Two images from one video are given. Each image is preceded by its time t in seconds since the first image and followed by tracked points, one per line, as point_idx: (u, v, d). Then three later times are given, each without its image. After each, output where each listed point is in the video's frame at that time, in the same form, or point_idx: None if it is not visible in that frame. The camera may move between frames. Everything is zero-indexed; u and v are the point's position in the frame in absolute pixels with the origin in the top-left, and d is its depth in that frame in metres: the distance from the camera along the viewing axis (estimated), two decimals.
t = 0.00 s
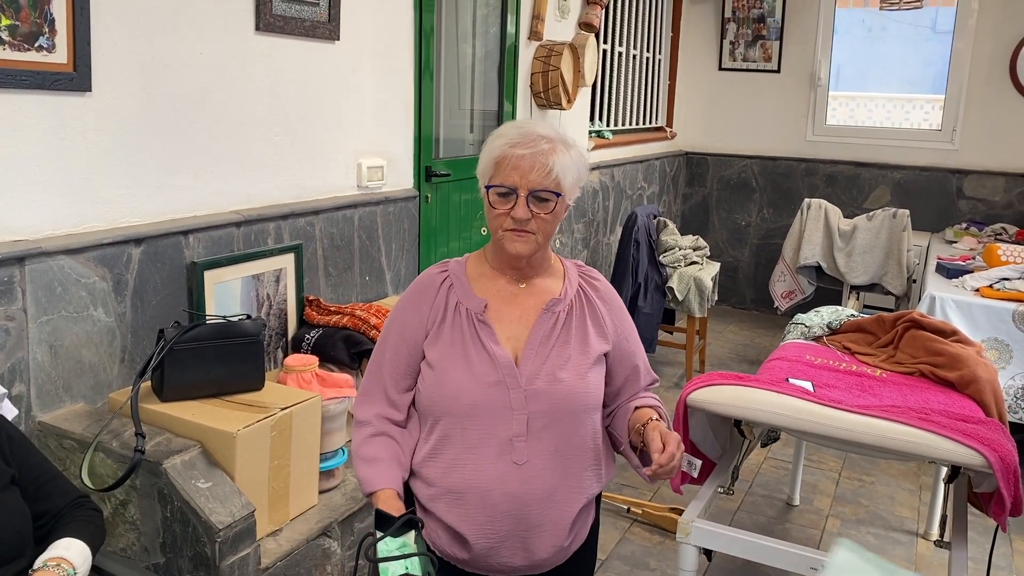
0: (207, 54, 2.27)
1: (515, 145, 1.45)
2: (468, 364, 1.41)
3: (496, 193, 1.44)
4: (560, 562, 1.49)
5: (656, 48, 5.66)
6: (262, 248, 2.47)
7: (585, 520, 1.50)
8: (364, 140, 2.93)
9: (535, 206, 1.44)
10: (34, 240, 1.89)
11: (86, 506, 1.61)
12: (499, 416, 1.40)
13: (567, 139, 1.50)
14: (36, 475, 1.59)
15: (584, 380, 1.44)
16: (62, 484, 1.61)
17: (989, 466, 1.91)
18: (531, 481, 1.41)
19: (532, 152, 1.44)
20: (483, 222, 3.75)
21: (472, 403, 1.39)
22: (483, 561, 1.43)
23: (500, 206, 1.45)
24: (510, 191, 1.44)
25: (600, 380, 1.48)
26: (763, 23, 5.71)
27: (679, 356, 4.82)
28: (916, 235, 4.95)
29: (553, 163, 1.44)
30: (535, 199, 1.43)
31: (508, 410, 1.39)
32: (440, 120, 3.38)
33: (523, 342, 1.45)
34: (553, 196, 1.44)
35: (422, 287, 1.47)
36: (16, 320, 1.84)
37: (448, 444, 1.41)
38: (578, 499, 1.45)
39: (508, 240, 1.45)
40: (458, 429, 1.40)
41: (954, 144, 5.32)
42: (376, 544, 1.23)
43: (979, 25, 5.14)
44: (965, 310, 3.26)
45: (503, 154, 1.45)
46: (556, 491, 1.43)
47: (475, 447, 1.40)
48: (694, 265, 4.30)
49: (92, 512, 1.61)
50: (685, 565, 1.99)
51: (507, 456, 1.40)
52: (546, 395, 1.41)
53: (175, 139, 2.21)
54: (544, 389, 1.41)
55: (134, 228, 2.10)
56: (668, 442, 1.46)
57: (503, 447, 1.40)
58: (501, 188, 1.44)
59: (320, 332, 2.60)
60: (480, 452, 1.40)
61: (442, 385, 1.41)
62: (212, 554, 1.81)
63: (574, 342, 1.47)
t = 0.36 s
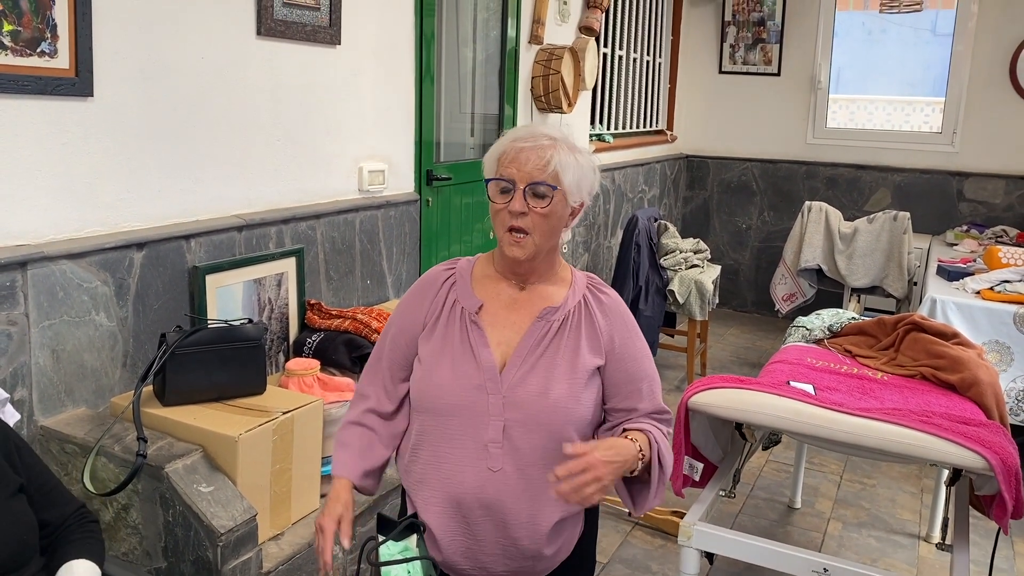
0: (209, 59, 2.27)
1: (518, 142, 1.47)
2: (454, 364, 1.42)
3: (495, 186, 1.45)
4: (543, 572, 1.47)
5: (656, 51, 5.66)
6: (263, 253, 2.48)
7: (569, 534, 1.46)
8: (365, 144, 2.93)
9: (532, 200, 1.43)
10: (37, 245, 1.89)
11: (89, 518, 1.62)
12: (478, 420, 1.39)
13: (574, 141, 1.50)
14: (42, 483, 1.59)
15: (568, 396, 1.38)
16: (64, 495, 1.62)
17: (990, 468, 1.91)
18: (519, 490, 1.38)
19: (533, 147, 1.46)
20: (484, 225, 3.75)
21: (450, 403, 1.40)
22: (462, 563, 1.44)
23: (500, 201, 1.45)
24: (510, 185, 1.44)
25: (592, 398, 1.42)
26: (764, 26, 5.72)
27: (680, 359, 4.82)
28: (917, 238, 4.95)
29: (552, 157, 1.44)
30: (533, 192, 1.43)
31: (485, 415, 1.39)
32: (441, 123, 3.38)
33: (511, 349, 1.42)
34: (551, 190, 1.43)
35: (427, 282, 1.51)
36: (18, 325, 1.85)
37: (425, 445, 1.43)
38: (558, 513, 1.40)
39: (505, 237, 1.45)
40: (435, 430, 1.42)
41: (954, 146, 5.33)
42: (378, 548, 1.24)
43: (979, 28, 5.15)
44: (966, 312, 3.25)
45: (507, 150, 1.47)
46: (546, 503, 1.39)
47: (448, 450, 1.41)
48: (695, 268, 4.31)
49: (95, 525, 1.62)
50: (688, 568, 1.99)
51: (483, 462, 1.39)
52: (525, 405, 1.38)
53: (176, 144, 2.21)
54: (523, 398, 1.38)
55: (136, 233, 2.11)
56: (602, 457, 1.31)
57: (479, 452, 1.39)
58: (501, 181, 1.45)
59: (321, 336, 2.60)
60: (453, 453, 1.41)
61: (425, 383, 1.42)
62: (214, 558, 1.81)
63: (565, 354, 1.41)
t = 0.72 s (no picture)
0: (208, 63, 2.27)
1: (508, 147, 1.48)
2: (436, 366, 1.45)
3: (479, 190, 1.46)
4: None
5: (656, 55, 5.66)
6: (263, 257, 2.47)
7: (552, 541, 1.45)
8: (365, 149, 2.93)
9: (515, 206, 1.44)
10: (36, 249, 1.89)
11: (89, 529, 1.61)
12: (452, 422, 1.41)
13: (568, 150, 1.49)
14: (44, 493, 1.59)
15: (542, 405, 1.37)
16: (65, 505, 1.61)
17: (993, 473, 1.90)
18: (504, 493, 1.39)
19: (523, 153, 1.46)
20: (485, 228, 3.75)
21: (429, 405, 1.43)
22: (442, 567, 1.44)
23: (487, 204, 1.47)
24: (495, 190, 1.46)
25: (572, 408, 1.40)
26: (764, 30, 5.72)
27: (681, 363, 4.81)
28: (918, 241, 4.94)
29: (537, 165, 1.44)
30: (516, 198, 1.44)
31: (459, 418, 1.40)
32: (441, 127, 3.38)
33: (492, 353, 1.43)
34: (533, 198, 1.43)
35: (426, 284, 1.56)
36: (17, 330, 1.84)
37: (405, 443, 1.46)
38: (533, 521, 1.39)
39: (487, 240, 1.46)
40: (416, 429, 1.45)
41: (955, 149, 5.32)
42: (378, 555, 1.24)
43: (979, 31, 5.15)
44: (968, 316, 3.24)
45: (497, 155, 1.48)
46: (531, 508, 1.39)
47: (424, 450, 1.43)
48: (696, 271, 4.30)
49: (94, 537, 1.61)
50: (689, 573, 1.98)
51: (457, 464, 1.40)
52: (497, 409, 1.38)
53: (176, 149, 2.21)
54: (496, 403, 1.38)
55: (136, 238, 2.11)
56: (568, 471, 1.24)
57: (454, 453, 1.41)
58: (490, 185, 1.47)
59: (321, 341, 2.59)
60: (432, 453, 1.42)
61: (408, 383, 1.46)
62: (213, 564, 1.80)
63: (545, 361, 1.40)
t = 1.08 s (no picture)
0: (208, 69, 2.27)
1: (499, 146, 1.49)
2: (415, 373, 1.44)
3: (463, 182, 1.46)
4: None
5: (656, 59, 5.65)
6: (263, 262, 2.47)
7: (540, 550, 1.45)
8: (365, 153, 2.93)
9: (497, 201, 1.44)
10: (34, 255, 1.89)
11: (86, 537, 1.61)
12: (431, 432, 1.40)
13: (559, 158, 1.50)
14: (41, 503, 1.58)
15: (522, 413, 1.36)
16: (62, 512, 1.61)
17: (995, 478, 1.89)
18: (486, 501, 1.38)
19: (513, 151, 1.47)
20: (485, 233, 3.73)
21: (408, 413, 1.42)
22: None
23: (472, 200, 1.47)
24: (480, 185, 1.46)
25: (554, 416, 1.39)
26: (763, 34, 5.72)
27: (682, 367, 4.81)
28: (919, 245, 4.94)
29: (524, 163, 1.44)
30: (500, 193, 1.44)
31: (439, 427, 1.39)
32: (442, 132, 3.39)
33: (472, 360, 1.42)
34: (516, 195, 1.43)
35: (405, 292, 1.55)
36: (16, 336, 1.84)
37: (384, 453, 1.45)
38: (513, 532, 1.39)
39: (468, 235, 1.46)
40: (394, 438, 1.44)
41: (955, 153, 5.32)
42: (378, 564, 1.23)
43: (979, 35, 5.16)
44: (969, 320, 3.24)
45: (486, 152, 1.49)
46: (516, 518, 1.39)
47: (402, 462, 1.42)
48: (697, 275, 4.27)
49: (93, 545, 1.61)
50: None
51: (437, 475, 1.39)
52: (477, 417, 1.37)
53: (175, 154, 2.21)
54: (476, 410, 1.37)
55: (135, 243, 2.10)
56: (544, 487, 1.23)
57: (433, 464, 1.40)
58: (476, 180, 1.47)
59: (321, 346, 2.59)
60: (410, 465, 1.42)
61: (386, 392, 1.45)
62: (213, 571, 1.80)
63: (526, 368, 1.39)
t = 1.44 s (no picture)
0: (209, 74, 2.27)
1: (458, 157, 1.51)
2: (390, 389, 1.44)
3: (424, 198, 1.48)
4: None
5: (657, 62, 5.65)
6: (265, 267, 2.46)
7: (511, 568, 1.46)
8: (367, 158, 2.93)
9: (458, 213, 1.46)
10: (36, 261, 1.89)
11: (74, 556, 1.55)
12: (410, 448, 1.40)
13: (521, 165, 1.52)
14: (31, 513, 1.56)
15: (502, 425, 1.38)
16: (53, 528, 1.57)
17: (1000, 484, 1.88)
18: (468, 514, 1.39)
19: (473, 162, 1.49)
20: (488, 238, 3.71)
21: (385, 429, 1.42)
22: None
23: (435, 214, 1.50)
24: (441, 198, 1.48)
25: (533, 426, 1.40)
26: (765, 37, 5.72)
27: (684, 371, 4.79)
28: (922, 248, 4.93)
29: (484, 173, 1.47)
30: (459, 205, 1.46)
31: (418, 444, 1.39)
32: (443, 136, 3.39)
33: (448, 373, 1.43)
34: (475, 205, 1.45)
35: (374, 304, 1.56)
36: (17, 342, 1.84)
37: (359, 468, 1.45)
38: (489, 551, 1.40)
39: (431, 248, 1.48)
40: (369, 458, 1.44)
41: (958, 156, 5.32)
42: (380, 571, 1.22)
43: (981, 38, 5.16)
44: (973, 323, 3.22)
45: (447, 164, 1.52)
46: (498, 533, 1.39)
47: (378, 481, 1.42)
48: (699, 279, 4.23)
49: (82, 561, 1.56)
50: None
51: (415, 493, 1.39)
52: (457, 432, 1.38)
53: (177, 159, 2.21)
54: (455, 424, 1.38)
55: (137, 248, 2.10)
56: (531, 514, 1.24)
57: (411, 482, 1.40)
58: (437, 194, 1.50)
59: (323, 352, 2.58)
60: (386, 484, 1.41)
61: (362, 407, 1.45)
62: None
63: (504, 379, 1.41)
